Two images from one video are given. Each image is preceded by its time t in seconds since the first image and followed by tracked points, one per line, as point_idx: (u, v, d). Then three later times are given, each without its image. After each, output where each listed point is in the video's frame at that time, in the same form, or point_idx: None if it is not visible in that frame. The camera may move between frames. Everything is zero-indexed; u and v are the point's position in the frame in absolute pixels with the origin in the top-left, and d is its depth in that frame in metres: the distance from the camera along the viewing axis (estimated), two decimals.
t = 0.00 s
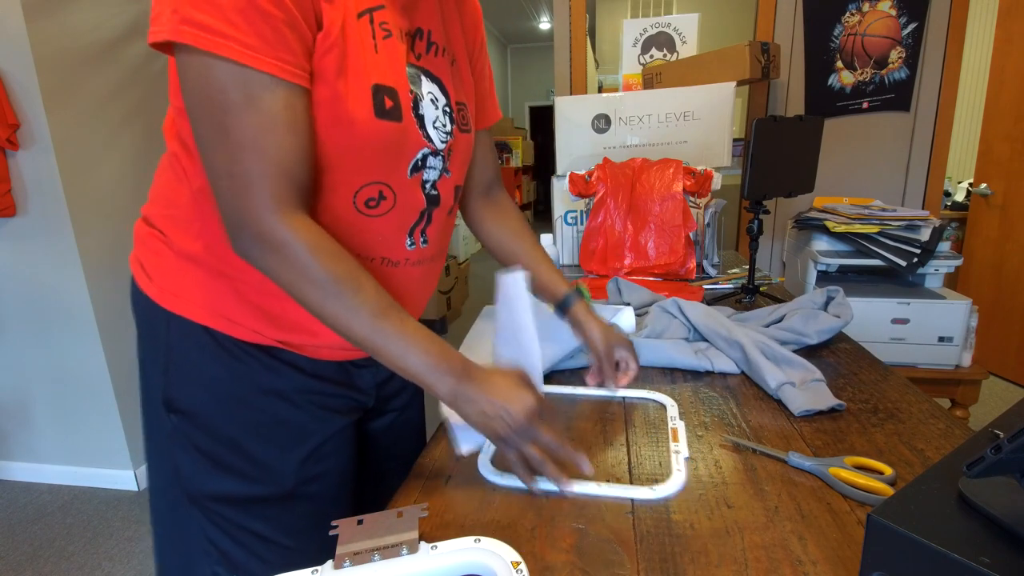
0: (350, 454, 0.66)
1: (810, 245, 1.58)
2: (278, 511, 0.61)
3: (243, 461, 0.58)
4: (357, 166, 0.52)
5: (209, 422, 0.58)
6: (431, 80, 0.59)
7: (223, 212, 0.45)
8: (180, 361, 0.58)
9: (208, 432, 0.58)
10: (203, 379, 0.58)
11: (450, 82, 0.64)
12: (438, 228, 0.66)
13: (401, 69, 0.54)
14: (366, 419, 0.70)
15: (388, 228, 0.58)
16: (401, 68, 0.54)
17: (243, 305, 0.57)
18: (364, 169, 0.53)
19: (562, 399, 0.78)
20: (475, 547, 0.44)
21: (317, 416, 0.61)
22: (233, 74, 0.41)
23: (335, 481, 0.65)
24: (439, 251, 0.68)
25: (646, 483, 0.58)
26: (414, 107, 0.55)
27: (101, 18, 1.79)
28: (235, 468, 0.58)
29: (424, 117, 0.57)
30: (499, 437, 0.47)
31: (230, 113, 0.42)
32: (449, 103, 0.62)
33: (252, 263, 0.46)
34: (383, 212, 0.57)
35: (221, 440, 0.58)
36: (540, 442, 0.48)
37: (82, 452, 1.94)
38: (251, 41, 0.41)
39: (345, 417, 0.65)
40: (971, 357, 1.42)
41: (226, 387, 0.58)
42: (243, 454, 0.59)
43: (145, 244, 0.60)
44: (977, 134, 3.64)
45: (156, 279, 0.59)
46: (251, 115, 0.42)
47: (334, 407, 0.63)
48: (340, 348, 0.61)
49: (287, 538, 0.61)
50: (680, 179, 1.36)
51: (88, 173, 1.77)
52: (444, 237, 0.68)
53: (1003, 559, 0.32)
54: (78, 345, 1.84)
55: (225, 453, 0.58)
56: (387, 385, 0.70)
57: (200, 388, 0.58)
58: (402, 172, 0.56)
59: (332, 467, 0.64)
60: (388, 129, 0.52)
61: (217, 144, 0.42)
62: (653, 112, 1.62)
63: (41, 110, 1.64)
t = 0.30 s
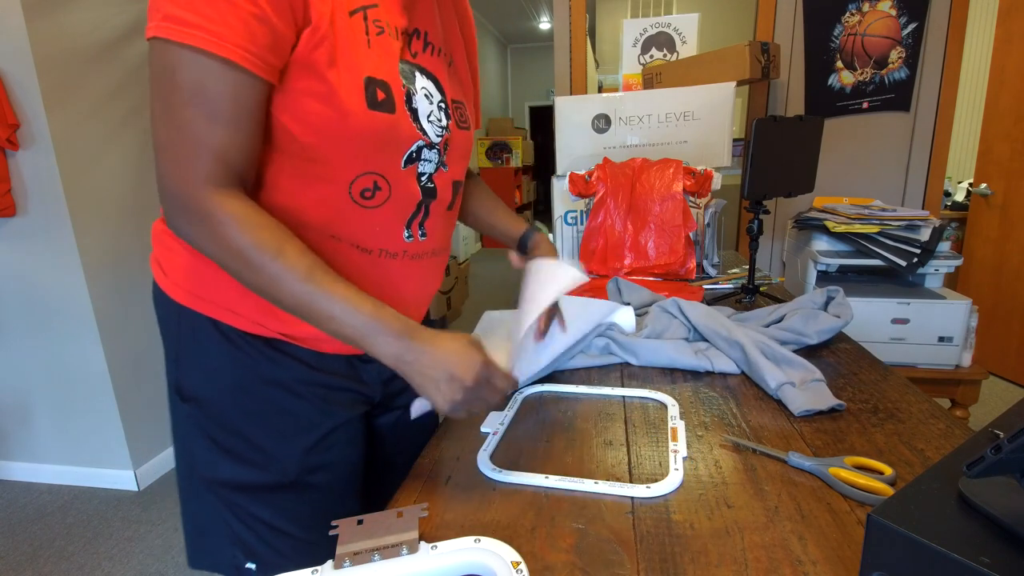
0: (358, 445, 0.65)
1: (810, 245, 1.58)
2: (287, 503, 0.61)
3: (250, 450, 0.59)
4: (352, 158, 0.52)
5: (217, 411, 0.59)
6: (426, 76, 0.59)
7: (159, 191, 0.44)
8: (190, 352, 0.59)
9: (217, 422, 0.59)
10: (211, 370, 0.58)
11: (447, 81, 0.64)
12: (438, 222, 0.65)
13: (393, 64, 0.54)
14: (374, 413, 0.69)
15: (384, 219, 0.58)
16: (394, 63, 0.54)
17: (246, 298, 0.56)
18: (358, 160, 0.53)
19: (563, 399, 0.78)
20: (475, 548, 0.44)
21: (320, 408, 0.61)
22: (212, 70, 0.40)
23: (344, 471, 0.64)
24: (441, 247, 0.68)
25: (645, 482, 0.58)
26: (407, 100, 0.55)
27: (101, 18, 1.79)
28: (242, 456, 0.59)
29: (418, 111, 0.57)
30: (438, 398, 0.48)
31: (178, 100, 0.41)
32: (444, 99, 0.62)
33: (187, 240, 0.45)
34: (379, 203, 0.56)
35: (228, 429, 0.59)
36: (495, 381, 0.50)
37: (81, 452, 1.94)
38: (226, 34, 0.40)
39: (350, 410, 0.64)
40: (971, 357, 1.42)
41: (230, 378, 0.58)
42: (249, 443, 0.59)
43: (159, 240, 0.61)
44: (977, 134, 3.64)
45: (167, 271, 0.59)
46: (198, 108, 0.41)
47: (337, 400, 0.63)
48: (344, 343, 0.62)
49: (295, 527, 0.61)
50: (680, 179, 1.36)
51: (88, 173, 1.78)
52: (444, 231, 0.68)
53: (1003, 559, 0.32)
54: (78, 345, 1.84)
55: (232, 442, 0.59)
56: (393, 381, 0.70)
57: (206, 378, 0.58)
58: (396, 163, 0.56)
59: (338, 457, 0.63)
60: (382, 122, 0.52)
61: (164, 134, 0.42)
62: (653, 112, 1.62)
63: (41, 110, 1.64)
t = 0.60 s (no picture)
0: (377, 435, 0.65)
1: (810, 245, 1.58)
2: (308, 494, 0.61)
3: (279, 444, 0.59)
4: (378, 153, 0.53)
5: (246, 405, 0.58)
6: (438, 78, 0.59)
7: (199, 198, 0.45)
8: (216, 348, 0.58)
9: (244, 418, 0.58)
10: (240, 364, 0.58)
11: (453, 80, 0.64)
12: (450, 214, 0.66)
13: (411, 63, 0.54)
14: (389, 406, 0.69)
15: (405, 212, 0.58)
16: (411, 62, 0.54)
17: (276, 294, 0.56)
18: (382, 154, 0.53)
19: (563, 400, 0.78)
20: (475, 547, 0.44)
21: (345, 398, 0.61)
22: (246, 74, 0.41)
23: (367, 461, 0.64)
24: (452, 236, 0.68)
25: (644, 482, 0.58)
26: (424, 99, 0.56)
27: (101, 18, 1.79)
28: (271, 450, 0.59)
29: (434, 109, 0.57)
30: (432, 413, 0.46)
31: (216, 104, 0.42)
32: (453, 98, 0.62)
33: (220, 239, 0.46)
34: (401, 196, 0.57)
35: (256, 423, 0.59)
36: (485, 406, 0.47)
37: (82, 452, 1.94)
38: (262, 42, 0.41)
39: (369, 399, 0.63)
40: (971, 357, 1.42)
41: (258, 372, 0.58)
42: (278, 437, 0.59)
43: (180, 240, 0.61)
44: (977, 134, 3.64)
45: (188, 271, 0.59)
46: (237, 106, 0.42)
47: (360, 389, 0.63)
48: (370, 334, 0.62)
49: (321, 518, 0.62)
50: (680, 178, 1.36)
51: (89, 173, 1.78)
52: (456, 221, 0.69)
53: (1002, 560, 0.32)
54: (78, 345, 1.84)
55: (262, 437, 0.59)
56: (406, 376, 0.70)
57: (234, 373, 0.58)
58: (416, 158, 0.56)
59: (361, 447, 0.64)
60: (406, 120, 0.53)
61: (201, 136, 0.43)
62: (653, 112, 1.62)
63: (41, 110, 1.64)
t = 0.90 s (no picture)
0: (383, 430, 0.65)
1: (810, 245, 1.58)
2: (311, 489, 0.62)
3: (279, 438, 0.60)
4: (376, 155, 0.53)
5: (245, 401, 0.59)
6: (445, 80, 0.59)
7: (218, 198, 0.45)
8: (214, 346, 0.59)
9: (244, 413, 0.59)
10: (236, 361, 0.58)
11: (462, 81, 0.64)
12: (454, 217, 0.65)
13: (417, 64, 0.54)
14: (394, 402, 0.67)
15: (405, 213, 0.58)
16: (417, 63, 0.54)
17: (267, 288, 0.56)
18: (383, 155, 0.53)
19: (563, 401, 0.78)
20: (474, 548, 0.44)
21: (346, 392, 0.60)
22: (262, 72, 0.41)
23: (371, 456, 0.64)
24: (456, 241, 0.68)
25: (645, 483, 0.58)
26: (429, 100, 0.56)
27: (101, 18, 1.79)
28: (271, 444, 0.60)
29: (439, 110, 0.57)
30: (426, 451, 0.44)
31: (231, 104, 0.42)
32: (461, 99, 0.62)
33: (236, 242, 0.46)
34: (401, 197, 0.56)
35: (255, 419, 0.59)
36: (482, 458, 0.44)
37: (82, 452, 1.94)
38: (273, 39, 0.41)
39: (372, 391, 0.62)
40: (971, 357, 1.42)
41: (261, 369, 0.58)
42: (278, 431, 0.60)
43: (179, 234, 0.61)
44: (978, 134, 3.64)
45: (190, 265, 0.59)
46: (253, 104, 0.42)
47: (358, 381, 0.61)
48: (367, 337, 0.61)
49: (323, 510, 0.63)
50: (680, 178, 1.36)
51: (89, 173, 1.78)
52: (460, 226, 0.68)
53: (1001, 560, 0.32)
54: (78, 346, 1.84)
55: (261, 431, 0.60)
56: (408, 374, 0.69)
57: (235, 370, 0.58)
58: (419, 159, 0.56)
59: (364, 443, 0.63)
60: (410, 120, 0.53)
61: (218, 139, 0.43)
62: (653, 112, 1.62)
63: (41, 110, 1.64)
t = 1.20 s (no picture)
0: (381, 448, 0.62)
1: (810, 245, 1.58)
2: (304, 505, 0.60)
3: (276, 448, 0.59)
4: (395, 161, 0.52)
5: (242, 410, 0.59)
6: (454, 78, 0.59)
7: (216, 211, 0.46)
8: (214, 354, 0.59)
9: (241, 422, 0.59)
10: (235, 369, 0.58)
11: (467, 75, 0.64)
12: (458, 217, 0.66)
13: (431, 64, 0.54)
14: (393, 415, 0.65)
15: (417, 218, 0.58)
16: (431, 62, 0.54)
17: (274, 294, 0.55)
18: (400, 160, 0.52)
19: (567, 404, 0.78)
20: (475, 549, 0.44)
21: (348, 406, 0.58)
22: (272, 79, 0.41)
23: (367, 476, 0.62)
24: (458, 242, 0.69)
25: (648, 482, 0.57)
26: (443, 101, 0.55)
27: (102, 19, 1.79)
28: (264, 454, 0.58)
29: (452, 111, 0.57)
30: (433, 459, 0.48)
31: (234, 113, 0.42)
32: (468, 96, 0.62)
33: (237, 253, 0.47)
34: (416, 203, 0.56)
35: (252, 427, 0.59)
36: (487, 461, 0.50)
37: (82, 452, 1.94)
38: (288, 43, 0.41)
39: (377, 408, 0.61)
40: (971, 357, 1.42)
41: (258, 376, 0.58)
42: (274, 442, 0.59)
43: (177, 234, 0.61)
44: (978, 134, 3.64)
45: (192, 270, 0.60)
46: (259, 113, 0.42)
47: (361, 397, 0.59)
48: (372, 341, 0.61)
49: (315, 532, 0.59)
50: (680, 178, 1.36)
51: (89, 174, 1.78)
52: (461, 227, 0.68)
53: (1002, 559, 0.32)
54: (79, 346, 1.84)
55: (257, 440, 0.59)
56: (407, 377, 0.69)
57: (234, 378, 0.59)
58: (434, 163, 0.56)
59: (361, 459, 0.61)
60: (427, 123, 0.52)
61: (221, 151, 0.43)
62: (653, 112, 1.62)
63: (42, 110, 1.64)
